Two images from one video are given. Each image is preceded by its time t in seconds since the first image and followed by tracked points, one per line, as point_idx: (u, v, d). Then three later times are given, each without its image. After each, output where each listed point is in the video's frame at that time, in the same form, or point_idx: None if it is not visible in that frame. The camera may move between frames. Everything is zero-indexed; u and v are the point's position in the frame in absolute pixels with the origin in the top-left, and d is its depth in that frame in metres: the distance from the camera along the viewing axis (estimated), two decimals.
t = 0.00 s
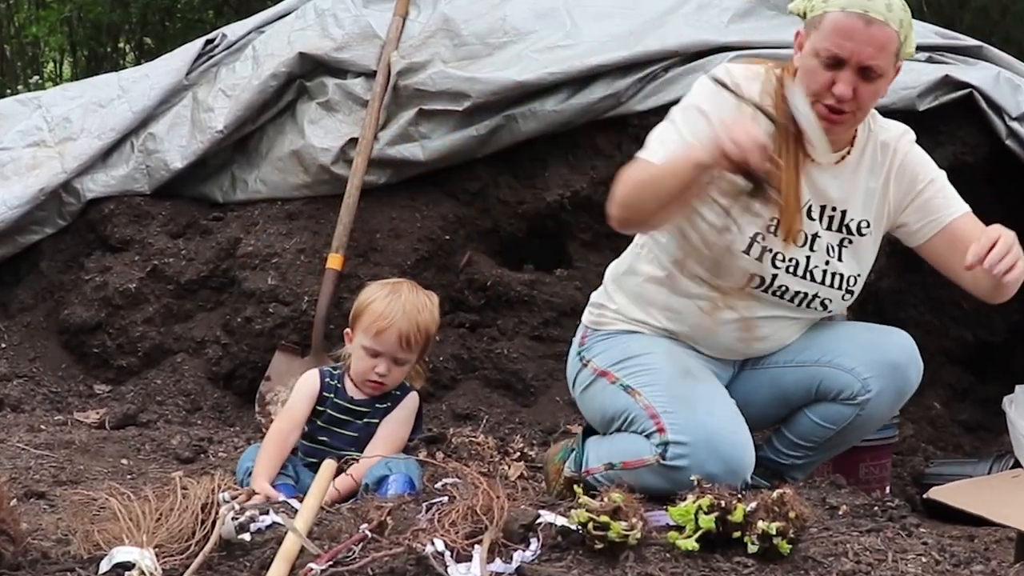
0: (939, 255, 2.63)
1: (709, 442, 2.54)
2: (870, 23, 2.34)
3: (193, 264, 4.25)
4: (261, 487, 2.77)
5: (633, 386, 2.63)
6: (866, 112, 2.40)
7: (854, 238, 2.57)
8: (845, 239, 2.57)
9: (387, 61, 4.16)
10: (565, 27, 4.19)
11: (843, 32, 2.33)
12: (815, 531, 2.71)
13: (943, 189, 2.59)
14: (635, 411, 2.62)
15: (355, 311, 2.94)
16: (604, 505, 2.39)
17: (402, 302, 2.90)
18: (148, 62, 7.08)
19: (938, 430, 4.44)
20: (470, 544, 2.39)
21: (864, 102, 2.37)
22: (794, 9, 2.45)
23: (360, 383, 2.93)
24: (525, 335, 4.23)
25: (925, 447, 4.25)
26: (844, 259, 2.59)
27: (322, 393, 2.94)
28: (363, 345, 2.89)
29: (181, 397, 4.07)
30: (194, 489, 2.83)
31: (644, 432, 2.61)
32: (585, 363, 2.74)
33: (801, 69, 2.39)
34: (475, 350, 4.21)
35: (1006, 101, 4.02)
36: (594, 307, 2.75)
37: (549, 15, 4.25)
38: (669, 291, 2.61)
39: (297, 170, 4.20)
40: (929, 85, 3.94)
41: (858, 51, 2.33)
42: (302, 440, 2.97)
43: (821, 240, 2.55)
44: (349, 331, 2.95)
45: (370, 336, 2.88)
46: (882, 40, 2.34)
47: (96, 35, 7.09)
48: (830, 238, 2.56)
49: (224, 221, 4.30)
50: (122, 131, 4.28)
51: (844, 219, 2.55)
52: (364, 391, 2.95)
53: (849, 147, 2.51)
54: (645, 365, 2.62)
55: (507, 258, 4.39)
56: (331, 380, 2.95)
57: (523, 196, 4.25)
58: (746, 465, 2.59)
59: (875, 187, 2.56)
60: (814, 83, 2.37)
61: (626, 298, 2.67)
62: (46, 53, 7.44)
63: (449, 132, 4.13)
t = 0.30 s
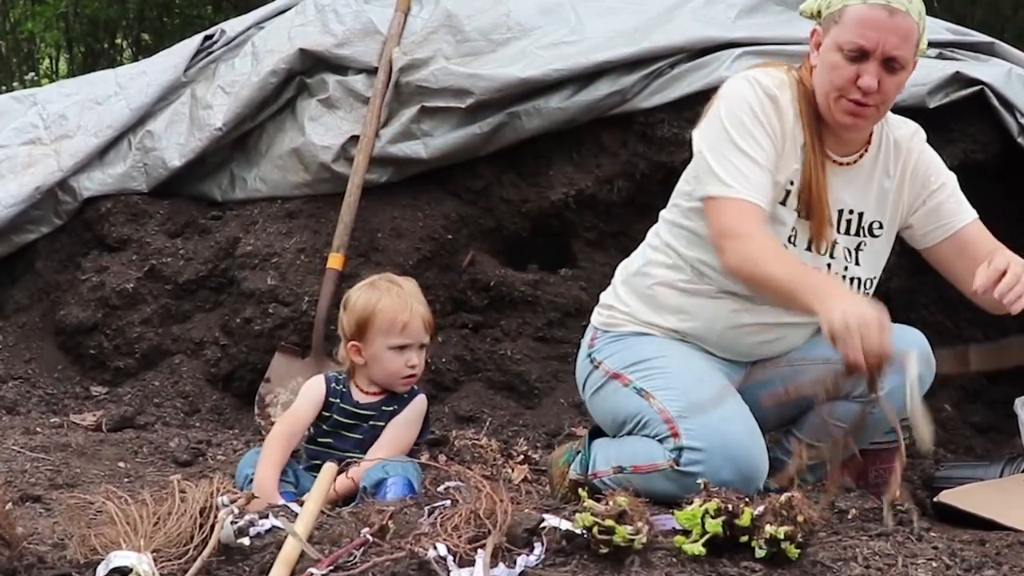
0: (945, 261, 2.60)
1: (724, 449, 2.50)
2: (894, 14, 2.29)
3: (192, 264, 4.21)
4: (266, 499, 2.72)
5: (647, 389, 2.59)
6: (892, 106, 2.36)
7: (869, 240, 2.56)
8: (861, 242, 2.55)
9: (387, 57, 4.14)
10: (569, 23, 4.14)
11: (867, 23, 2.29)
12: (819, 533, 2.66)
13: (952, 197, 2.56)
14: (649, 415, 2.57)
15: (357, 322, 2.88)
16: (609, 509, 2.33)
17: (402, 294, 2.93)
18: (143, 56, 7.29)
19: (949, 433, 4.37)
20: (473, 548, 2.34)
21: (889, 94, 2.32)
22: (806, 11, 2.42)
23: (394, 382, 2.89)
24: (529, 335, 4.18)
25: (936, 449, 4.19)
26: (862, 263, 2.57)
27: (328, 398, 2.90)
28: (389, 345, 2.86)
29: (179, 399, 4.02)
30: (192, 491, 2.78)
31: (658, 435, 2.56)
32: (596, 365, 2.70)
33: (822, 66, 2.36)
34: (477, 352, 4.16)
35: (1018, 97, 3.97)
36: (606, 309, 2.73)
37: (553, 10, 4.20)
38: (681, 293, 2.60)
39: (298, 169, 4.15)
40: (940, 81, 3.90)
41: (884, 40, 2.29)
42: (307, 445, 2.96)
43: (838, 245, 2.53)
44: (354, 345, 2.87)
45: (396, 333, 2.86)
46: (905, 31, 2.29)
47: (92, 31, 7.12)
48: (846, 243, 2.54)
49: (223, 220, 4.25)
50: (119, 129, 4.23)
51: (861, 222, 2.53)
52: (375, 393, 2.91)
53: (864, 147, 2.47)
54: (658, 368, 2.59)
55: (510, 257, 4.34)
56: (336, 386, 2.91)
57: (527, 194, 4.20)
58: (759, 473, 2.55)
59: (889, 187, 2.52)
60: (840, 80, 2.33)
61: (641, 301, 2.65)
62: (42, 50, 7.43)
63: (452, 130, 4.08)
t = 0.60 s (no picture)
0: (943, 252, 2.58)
1: (736, 453, 2.44)
2: (902, 5, 2.24)
3: (190, 264, 4.16)
4: (264, 498, 2.66)
5: (659, 390, 2.54)
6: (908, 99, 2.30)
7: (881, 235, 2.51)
8: (874, 240, 2.50)
9: (389, 53, 4.09)
10: (573, 18, 4.10)
11: (876, 17, 2.24)
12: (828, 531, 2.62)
13: (955, 187, 2.53)
14: (661, 416, 2.52)
15: (348, 322, 2.84)
16: (614, 513, 2.28)
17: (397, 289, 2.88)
18: (141, 54, 7.13)
19: (959, 435, 4.32)
20: (476, 552, 2.30)
21: (902, 91, 2.27)
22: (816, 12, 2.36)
23: (389, 381, 2.84)
24: (533, 336, 4.14)
25: (946, 452, 4.14)
26: (873, 260, 2.54)
27: (326, 398, 2.86)
28: (382, 343, 2.82)
29: (177, 401, 3.97)
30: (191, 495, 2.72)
31: (670, 438, 2.50)
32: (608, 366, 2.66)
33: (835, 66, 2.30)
34: (480, 353, 4.11)
35: None
36: (616, 313, 2.68)
37: (557, 6, 4.15)
38: (698, 298, 2.55)
39: (298, 167, 4.11)
40: (951, 77, 3.85)
41: (893, 33, 2.23)
42: (309, 446, 2.91)
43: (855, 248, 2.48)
44: (347, 345, 2.83)
45: (385, 331, 2.82)
46: (912, 24, 2.24)
47: (89, 26, 6.95)
48: (864, 243, 2.49)
49: (222, 219, 4.21)
50: (117, 126, 4.19)
51: (876, 220, 2.48)
52: (372, 392, 2.87)
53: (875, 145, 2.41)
54: (671, 370, 2.54)
55: (512, 256, 4.30)
56: (334, 386, 2.87)
57: (531, 193, 4.15)
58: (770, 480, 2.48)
59: (898, 183, 2.47)
60: (852, 77, 2.27)
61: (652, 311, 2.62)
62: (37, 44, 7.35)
63: (455, 127, 4.03)
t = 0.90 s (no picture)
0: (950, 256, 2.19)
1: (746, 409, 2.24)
2: None
3: (189, 263, 4.12)
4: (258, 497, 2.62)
5: (677, 357, 2.29)
6: (891, 92, 2.09)
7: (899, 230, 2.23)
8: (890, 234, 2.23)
9: (392, 50, 4.04)
10: (578, 14, 4.05)
11: (845, 10, 2.04)
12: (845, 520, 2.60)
13: (967, 179, 2.18)
14: (677, 381, 2.28)
15: (344, 322, 2.80)
16: (619, 516, 2.22)
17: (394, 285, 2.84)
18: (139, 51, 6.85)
19: (971, 438, 4.27)
20: (479, 557, 2.25)
21: (876, 85, 2.07)
22: None
23: (386, 382, 2.79)
24: (537, 337, 4.08)
25: (958, 455, 4.09)
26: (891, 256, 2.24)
27: (325, 397, 2.82)
28: (377, 343, 2.78)
29: (176, 403, 3.93)
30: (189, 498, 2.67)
31: (682, 402, 2.28)
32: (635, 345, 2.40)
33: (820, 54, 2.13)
34: (484, 355, 4.05)
35: None
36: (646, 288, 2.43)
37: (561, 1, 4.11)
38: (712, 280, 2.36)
39: (298, 165, 4.08)
40: (962, 74, 3.85)
41: (856, 29, 2.04)
42: (308, 445, 2.86)
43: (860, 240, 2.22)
44: (343, 346, 2.79)
45: (379, 329, 2.77)
46: (885, 16, 2.03)
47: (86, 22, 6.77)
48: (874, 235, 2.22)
49: (221, 218, 4.16)
50: (114, 124, 4.15)
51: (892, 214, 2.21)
52: (371, 392, 2.82)
53: (889, 132, 2.18)
54: (689, 340, 2.30)
55: (516, 256, 4.24)
56: (333, 384, 2.83)
57: (535, 191, 4.11)
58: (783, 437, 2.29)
59: (916, 176, 2.22)
60: (828, 66, 2.10)
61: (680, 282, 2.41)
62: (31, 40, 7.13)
63: (457, 124, 3.99)
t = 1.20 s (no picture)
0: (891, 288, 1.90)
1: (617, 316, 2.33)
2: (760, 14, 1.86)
3: (187, 263, 4.09)
4: (257, 493, 2.57)
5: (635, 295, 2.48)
6: (801, 110, 1.90)
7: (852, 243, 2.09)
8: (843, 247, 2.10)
9: (393, 46, 3.99)
10: (583, 11, 4.03)
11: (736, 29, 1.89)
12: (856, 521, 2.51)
13: (905, 209, 1.86)
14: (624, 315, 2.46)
15: (345, 323, 2.75)
16: (624, 520, 2.17)
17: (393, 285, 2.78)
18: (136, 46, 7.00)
19: (981, 441, 4.26)
20: (483, 561, 2.20)
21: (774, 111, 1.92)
22: None
23: (388, 382, 2.74)
24: (540, 338, 4.05)
25: (968, 458, 4.06)
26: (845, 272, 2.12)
27: (328, 397, 2.78)
28: (377, 343, 2.72)
29: (174, 405, 3.89)
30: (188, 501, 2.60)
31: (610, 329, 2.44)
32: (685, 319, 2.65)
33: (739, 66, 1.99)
34: (487, 355, 4.00)
35: None
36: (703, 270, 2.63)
37: None
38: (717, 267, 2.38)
39: (299, 163, 4.03)
40: (973, 71, 3.83)
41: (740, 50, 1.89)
42: (312, 453, 2.81)
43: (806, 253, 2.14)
44: (345, 347, 2.75)
45: (378, 330, 2.71)
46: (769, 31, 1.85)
47: (83, 18, 6.74)
48: (821, 249, 2.12)
49: (220, 217, 4.13)
50: (111, 122, 4.10)
51: (839, 226, 2.08)
52: (374, 392, 2.77)
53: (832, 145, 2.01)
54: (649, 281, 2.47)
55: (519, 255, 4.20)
56: (337, 384, 2.79)
57: (538, 189, 4.06)
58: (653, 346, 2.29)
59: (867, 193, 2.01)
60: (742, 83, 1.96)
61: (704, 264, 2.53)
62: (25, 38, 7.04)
63: (460, 122, 3.94)
